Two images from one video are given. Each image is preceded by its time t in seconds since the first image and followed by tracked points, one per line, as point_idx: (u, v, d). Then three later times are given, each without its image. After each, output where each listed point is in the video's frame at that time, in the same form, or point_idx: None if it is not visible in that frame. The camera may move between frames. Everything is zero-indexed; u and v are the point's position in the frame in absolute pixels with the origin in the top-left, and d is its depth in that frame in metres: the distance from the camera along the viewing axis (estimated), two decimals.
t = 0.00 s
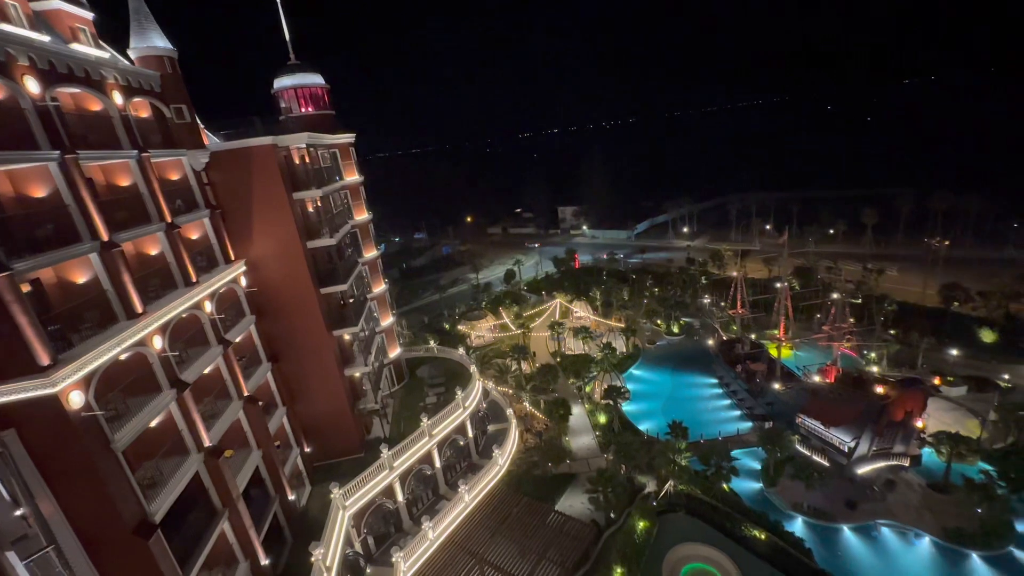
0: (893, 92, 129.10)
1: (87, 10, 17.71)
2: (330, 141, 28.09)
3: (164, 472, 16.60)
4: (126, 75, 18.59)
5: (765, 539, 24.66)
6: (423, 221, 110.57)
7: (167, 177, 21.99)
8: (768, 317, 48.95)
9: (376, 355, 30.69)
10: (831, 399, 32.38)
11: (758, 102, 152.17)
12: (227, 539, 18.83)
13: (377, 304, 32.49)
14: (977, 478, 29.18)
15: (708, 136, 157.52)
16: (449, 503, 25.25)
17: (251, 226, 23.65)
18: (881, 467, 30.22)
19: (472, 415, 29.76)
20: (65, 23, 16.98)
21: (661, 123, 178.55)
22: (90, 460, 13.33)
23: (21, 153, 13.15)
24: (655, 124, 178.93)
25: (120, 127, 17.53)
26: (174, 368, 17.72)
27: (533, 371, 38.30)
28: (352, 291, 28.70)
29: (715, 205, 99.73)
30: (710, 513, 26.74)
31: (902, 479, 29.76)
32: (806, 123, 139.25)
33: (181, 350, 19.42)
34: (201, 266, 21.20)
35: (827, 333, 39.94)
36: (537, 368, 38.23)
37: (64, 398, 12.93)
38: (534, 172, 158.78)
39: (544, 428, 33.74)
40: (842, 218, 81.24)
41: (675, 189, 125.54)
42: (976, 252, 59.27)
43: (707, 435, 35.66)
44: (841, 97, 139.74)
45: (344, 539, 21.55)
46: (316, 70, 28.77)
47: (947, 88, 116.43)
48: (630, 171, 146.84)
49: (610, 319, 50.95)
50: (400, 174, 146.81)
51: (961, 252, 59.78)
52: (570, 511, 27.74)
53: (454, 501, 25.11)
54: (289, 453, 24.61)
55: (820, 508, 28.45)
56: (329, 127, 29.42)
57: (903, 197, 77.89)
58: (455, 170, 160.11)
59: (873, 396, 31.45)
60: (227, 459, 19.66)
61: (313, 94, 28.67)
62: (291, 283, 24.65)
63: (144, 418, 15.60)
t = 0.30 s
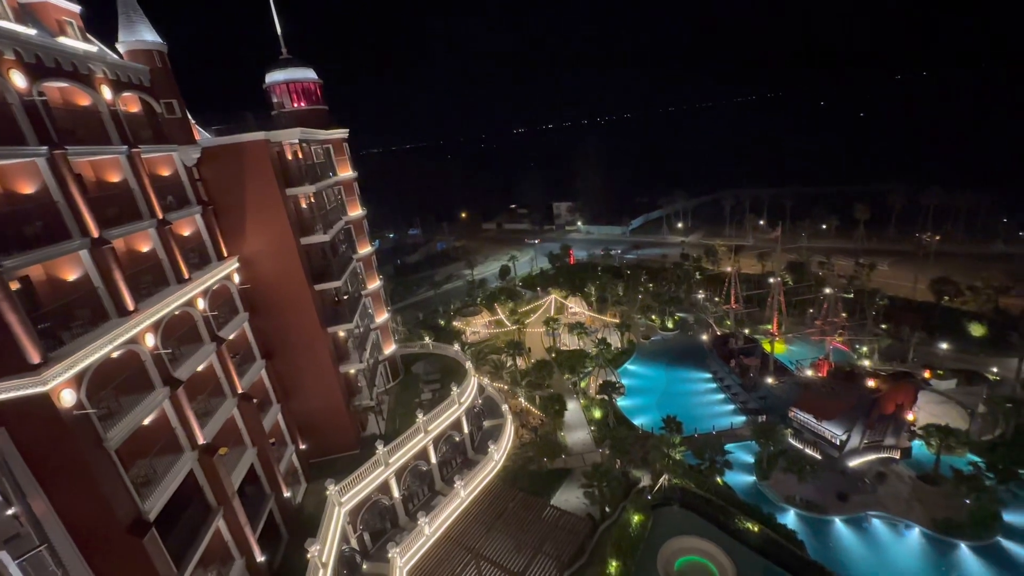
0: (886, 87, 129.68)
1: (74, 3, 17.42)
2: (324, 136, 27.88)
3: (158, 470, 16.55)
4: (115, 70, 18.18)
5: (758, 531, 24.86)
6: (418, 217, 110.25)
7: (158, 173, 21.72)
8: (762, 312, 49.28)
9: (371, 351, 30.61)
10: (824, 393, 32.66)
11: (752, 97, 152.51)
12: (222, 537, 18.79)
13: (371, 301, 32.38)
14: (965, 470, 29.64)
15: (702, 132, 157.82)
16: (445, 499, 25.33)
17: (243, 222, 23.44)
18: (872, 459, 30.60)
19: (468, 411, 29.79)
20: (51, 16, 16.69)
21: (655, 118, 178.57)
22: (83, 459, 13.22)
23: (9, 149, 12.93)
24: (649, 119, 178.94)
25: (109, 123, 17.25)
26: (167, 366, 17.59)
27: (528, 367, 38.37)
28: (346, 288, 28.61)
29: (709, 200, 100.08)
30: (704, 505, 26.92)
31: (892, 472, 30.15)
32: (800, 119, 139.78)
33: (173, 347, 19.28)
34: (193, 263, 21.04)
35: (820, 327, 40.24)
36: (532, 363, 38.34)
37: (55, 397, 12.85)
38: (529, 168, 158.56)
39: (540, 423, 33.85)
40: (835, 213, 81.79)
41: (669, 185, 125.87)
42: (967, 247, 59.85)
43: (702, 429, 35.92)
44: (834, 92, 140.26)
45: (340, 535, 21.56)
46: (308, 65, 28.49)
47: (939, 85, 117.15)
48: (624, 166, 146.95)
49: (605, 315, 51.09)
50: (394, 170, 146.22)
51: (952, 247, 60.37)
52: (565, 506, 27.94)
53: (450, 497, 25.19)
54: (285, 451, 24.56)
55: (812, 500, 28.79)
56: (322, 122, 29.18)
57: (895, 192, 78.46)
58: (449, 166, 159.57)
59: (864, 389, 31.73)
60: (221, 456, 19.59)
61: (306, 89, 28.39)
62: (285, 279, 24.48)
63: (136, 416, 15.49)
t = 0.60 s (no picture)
0: (878, 83, 130.47)
1: None
2: (317, 132, 27.69)
3: (151, 469, 16.45)
4: (104, 64, 17.98)
5: (751, 524, 25.24)
6: (412, 214, 109.97)
7: (148, 169, 21.49)
8: (755, 307, 49.63)
9: (366, 348, 30.54)
10: (815, 384, 32.56)
11: (745, 93, 152.70)
12: (218, 535, 18.72)
13: (366, 298, 32.27)
14: (954, 461, 30.14)
15: (695, 127, 157.99)
16: (441, 495, 25.38)
17: (235, 219, 23.24)
18: (864, 452, 30.95)
19: (463, 408, 29.83)
20: (37, 9, 16.49)
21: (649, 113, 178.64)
22: (75, 458, 13.08)
23: None
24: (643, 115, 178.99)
25: (99, 118, 17.07)
26: (160, 364, 17.45)
27: (523, 363, 38.46)
28: (340, 285, 28.50)
29: (703, 196, 100.49)
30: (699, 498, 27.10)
31: (883, 464, 30.57)
32: (793, 114, 140.41)
33: (166, 345, 19.11)
34: (186, 260, 20.87)
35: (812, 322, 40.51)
36: (527, 359, 38.45)
37: (46, 395, 12.75)
38: (523, 164, 158.40)
39: (535, 419, 33.99)
40: (828, 209, 82.32)
41: (663, 180, 126.18)
42: (957, 242, 60.48)
43: (696, 423, 36.16)
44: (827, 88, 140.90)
45: (336, 532, 21.52)
46: (300, 60, 28.21)
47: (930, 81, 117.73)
48: (618, 162, 147.12)
49: (599, 311, 51.23)
50: (388, 166, 145.76)
51: (943, 242, 60.98)
52: (561, 500, 28.09)
53: (446, 493, 25.22)
54: (280, 448, 24.49)
55: (804, 493, 29.15)
56: (315, 118, 28.97)
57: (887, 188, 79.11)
58: (443, 162, 159.13)
59: (856, 381, 31.89)
60: (215, 454, 19.49)
61: (298, 84, 28.13)
62: (279, 276, 24.33)
63: (129, 415, 15.38)
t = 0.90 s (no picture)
0: (870, 79, 131.19)
1: None
2: (309, 128, 27.48)
3: (145, 467, 16.35)
4: (92, 59, 17.65)
5: (744, 517, 25.45)
6: (406, 210, 109.72)
7: (139, 165, 21.21)
8: (748, 302, 49.99)
9: (360, 345, 30.47)
10: (811, 379, 32.58)
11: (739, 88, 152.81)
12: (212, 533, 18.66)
13: (360, 295, 32.10)
14: (943, 453, 30.53)
15: (689, 123, 158.36)
16: (436, 491, 25.41)
17: (227, 216, 23.03)
18: (855, 445, 31.24)
19: (459, 404, 29.85)
20: (22, 3, 16.13)
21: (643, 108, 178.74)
22: (68, 458, 12.94)
23: None
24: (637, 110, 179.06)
25: (87, 114, 16.80)
26: (152, 363, 17.30)
27: (518, 359, 38.55)
28: (334, 281, 28.38)
29: (696, 192, 100.89)
30: (693, 492, 27.33)
31: (874, 457, 30.91)
32: (785, 110, 140.99)
33: (158, 343, 18.95)
34: (177, 258, 20.66)
35: (805, 317, 40.87)
36: (522, 355, 38.54)
37: (37, 395, 12.58)
38: (517, 160, 158.23)
39: (530, 415, 34.09)
40: (820, 204, 82.90)
41: (657, 176, 126.70)
42: (947, 237, 61.13)
43: (689, 418, 36.46)
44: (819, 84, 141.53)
45: (332, 529, 21.50)
46: (292, 55, 27.94)
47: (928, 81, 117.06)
48: (612, 158, 147.38)
49: (594, 307, 51.39)
50: (381, 162, 145.24)
51: (933, 237, 61.59)
52: (556, 496, 28.22)
53: (442, 489, 25.26)
54: (274, 446, 24.40)
55: (797, 486, 29.48)
56: (308, 113, 28.74)
57: (878, 183, 79.76)
58: (437, 158, 158.71)
59: (848, 375, 32.11)
60: (209, 453, 19.40)
61: (290, 79, 27.86)
62: (272, 273, 24.17)
63: (122, 414, 15.26)
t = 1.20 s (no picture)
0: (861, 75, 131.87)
1: None
2: (301, 124, 27.25)
3: (138, 467, 16.23)
4: (78, 53, 17.29)
5: (737, 510, 25.68)
6: (400, 206, 109.22)
7: (128, 162, 20.90)
8: (741, 297, 50.31)
9: (355, 343, 30.38)
10: (802, 373, 32.79)
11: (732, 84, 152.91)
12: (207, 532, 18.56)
13: (354, 292, 32.06)
14: (933, 445, 30.96)
15: (682, 118, 158.58)
16: (432, 487, 25.45)
17: (218, 213, 22.79)
18: (847, 438, 31.60)
19: (454, 400, 29.85)
20: None
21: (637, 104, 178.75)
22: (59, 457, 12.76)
23: None
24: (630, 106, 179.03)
25: (73, 109, 16.46)
26: (144, 361, 17.14)
27: (513, 355, 38.60)
28: (328, 278, 28.28)
29: (690, 187, 101.11)
30: (688, 486, 27.56)
31: (865, 450, 31.32)
32: (778, 105, 141.54)
33: (150, 342, 18.76)
34: (168, 255, 20.43)
35: (797, 312, 41.23)
36: (517, 352, 38.63)
37: (27, 394, 12.39)
38: (511, 156, 157.83)
39: (525, 411, 34.19)
40: (813, 200, 83.35)
41: (650, 172, 126.90)
42: (938, 232, 61.69)
43: (683, 412, 36.73)
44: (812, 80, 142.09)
45: (327, 527, 21.46)
46: (283, 50, 27.65)
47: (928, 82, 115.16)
48: (606, 153, 147.36)
49: (589, 303, 51.54)
50: (374, 158, 144.38)
51: (924, 232, 62.12)
52: (552, 491, 28.33)
53: (437, 485, 25.31)
54: (269, 444, 24.28)
55: (789, 479, 29.84)
56: (299, 109, 28.49)
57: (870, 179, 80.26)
58: (430, 154, 157.96)
59: (840, 369, 32.37)
60: (203, 451, 19.29)
61: (281, 75, 27.58)
62: (264, 270, 24.00)
63: (114, 413, 15.11)
